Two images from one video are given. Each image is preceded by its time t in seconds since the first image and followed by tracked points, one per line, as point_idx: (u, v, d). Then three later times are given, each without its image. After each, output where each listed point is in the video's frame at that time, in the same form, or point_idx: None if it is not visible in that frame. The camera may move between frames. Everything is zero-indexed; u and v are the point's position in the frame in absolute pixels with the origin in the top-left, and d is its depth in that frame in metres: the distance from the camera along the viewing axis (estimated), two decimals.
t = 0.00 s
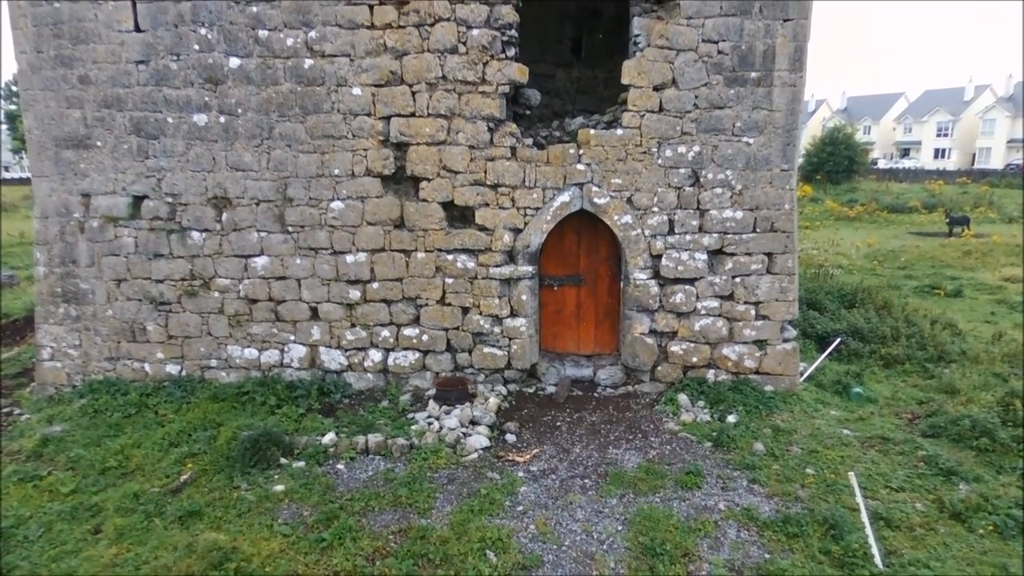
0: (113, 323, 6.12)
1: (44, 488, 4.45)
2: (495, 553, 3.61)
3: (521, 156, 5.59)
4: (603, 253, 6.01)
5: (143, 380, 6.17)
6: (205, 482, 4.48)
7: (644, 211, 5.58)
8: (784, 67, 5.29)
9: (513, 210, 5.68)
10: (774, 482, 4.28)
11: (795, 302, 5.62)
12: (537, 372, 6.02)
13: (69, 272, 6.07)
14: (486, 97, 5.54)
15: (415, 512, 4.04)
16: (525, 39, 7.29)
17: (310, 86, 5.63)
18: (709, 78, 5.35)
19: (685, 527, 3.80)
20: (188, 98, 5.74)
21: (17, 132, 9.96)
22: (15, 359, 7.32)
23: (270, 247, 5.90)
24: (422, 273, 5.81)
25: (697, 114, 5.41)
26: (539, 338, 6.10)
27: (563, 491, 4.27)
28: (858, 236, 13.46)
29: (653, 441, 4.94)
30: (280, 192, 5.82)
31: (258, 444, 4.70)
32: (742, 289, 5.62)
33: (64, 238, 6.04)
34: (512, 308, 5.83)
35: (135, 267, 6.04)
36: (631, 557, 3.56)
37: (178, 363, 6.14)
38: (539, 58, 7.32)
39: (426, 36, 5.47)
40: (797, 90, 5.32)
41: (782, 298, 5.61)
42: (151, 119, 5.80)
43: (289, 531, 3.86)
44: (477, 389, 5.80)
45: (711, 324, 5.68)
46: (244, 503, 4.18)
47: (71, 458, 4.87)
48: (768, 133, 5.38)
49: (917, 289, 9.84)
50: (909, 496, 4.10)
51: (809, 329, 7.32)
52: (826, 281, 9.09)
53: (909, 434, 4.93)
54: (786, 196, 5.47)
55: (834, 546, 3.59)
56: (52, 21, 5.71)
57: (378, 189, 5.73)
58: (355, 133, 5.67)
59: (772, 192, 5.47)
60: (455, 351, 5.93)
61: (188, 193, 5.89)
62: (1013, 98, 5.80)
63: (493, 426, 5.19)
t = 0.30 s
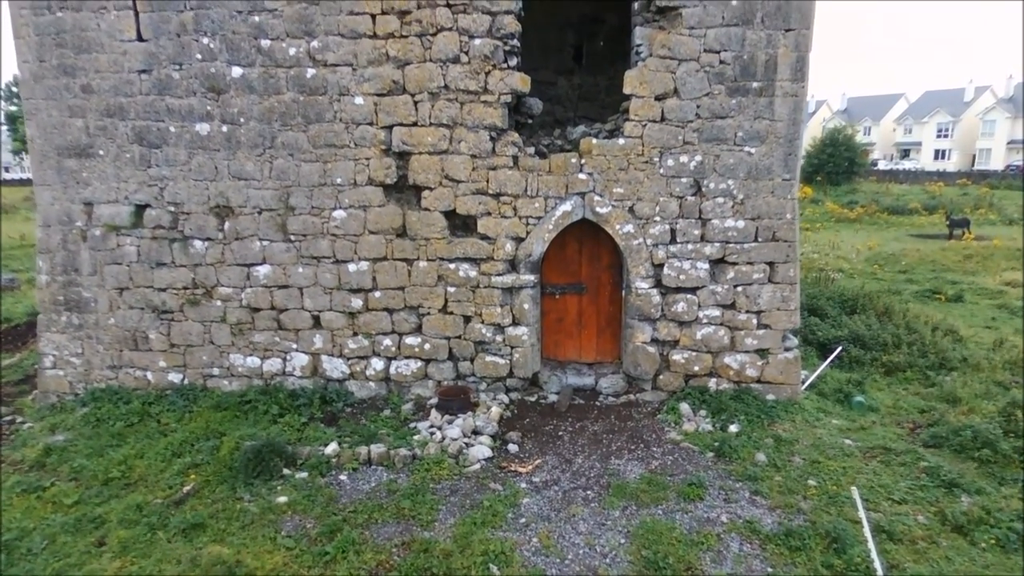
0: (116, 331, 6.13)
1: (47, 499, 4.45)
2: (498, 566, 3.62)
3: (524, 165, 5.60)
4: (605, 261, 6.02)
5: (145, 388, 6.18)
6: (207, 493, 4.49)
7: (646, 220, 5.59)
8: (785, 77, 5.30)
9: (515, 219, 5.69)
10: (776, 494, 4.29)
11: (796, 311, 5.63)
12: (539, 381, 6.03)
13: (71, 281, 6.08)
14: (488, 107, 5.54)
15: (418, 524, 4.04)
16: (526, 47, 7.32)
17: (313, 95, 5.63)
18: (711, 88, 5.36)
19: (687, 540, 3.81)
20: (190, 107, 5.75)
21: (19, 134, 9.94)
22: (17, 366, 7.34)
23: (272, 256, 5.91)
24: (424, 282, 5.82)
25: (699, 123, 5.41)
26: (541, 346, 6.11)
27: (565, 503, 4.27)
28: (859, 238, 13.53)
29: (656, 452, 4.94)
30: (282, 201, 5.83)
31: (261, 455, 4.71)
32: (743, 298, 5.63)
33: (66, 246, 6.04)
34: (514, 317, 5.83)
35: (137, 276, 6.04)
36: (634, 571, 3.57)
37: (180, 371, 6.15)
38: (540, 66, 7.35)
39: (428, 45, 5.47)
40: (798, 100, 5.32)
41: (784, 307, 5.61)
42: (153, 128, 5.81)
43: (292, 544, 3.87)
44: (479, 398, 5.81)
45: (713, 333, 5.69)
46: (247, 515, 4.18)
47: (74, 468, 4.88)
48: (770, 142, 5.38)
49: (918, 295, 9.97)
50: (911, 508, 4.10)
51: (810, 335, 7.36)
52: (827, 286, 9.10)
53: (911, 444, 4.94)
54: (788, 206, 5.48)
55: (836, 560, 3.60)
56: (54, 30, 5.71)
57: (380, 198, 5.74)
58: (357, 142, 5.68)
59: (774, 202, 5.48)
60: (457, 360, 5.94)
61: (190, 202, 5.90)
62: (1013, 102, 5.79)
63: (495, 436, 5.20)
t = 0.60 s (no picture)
0: (118, 340, 6.13)
1: (51, 511, 4.46)
2: None
3: (526, 175, 5.61)
4: (607, 270, 6.04)
5: (148, 397, 6.18)
6: (211, 505, 4.50)
7: (648, 230, 5.59)
8: (788, 87, 5.30)
9: (518, 229, 5.69)
10: (779, 506, 4.30)
11: (798, 320, 5.63)
12: (542, 390, 6.04)
13: (74, 290, 6.09)
14: (490, 116, 5.55)
15: (421, 537, 4.05)
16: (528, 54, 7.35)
17: (315, 105, 5.64)
18: (713, 98, 5.36)
19: (691, 553, 3.81)
20: (193, 116, 5.75)
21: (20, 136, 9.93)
22: (19, 372, 7.34)
23: (274, 265, 5.91)
24: (426, 291, 5.82)
25: (702, 133, 5.41)
26: (543, 355, 6.13)
27: (568, 515, 4.27)
28: (859, 240, 13.51)
29: (658, 462, 4.94)
30: (285, 210, 5.84)
31: (264, 466, 4.71)
32: (746, 307, 5.63)
33: (69, 255, 6.05)
34: (516, 326, 5.84)
35: (140, 285, 6.05)
36: None
37: (182, 380, 6.15)
38: (542, 73, 7.36)
39: (431, 55, 5.48)
40: (801, 110, 5.33)
41: (786, 317, 5.62)
42: (156, 138, 5.81)
43: (295, 557, 3.87)
44: (481, 407, 5.82)
45: (715, 342, 5.70)
46: (250, 528, 4.18)
47: (77, 479, 4.89)
48: (772, 152, 5.39)
49: (919, 299, 9.88)
50: (914, 521, 4.11)
51: (812, 342, 7.36)
52: (829, 292, 9.10)
53: (913, 454, 4.95)
54: (790, 215, 5.48)
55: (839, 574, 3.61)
56: (57, 40, 5.72)
57: (382, 208, 5.74)
58: (359, 151, 5.68)
59: (776, 212, 5.48)
60: (460, 369, 5.94)
61: (193, 211, 5.90)
62: (1014, 107, 5.78)
63: (498, 446, 5.20)
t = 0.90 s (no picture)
0: (120, 349, 6.14)
1: (54, 524, 4.46)
2: None
3: (528, 185, 5.61)
4: (608, 279, 6.05)
5: (150, 407, 6.19)
6: (214, 517, 4.51)
7: (650, 240, 5.60)
8: (789, 99, 5.31)
9: (519, 239, 5.69)
10: (781, 519, 4.30)
11: (800, 331, 5.64)
12: (543, 399, 6.04)
13: (76, 299, 6.09)
14: (492, 127, 5.55)
15: (424, 551, 4.06)
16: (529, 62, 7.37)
17: (317, 115, 5.64)
18: (715, 109, 5.37)
19: (693, 568, 3.82)
20: (195, 127, 5.75)
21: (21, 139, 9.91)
22: (21, 380, 7.34)
23: (276, 275, 5.92)
24: (428, 301, 5.83)
25: (703, 144, 5.42)
26: (544, 364, 6.13)
27: (571, 529, 4.28)
28: (860, 243, 13.53)
29: (660, 474, 4.95)
30: (287, 220, 5.84)
31: (267, 478, 4.72)
32: (747, 318, 5.64)
33: (70, 265, 6.05)
34: (518, 336, 5.84)
35: (142, 294, 6.05)
36: None
37: (184, 390, 6.16)
38: (543, 82, 7.38)
39: (433, 66, 5.48)
40: (802, 121, 5.33)
41: (788, 327, 5.62)
42: (158, 148, 5.82)
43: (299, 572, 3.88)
44: (483, 417, 5.83)
45: (716, 352, 5.70)
46: (254, 542, 4.19)
47: (80, 491, 4.89)
48: (774, 163, 5.39)
49: (919, 305, 9.93)
50: (916, 535, 4.12)
51: (813, 351, 7.37)
52: (830, 298, 9.10)
53: (915, 466, 4.96)
54: (792, 226, 5.48)
55: None
56: (59, 50, 5.72)
57: (384, 218, 5.75)
58: (361, 162, 5.69)
59: (778, 222, 5.48)
60: (462, 379, 5.95)
61: (195, 221, 5.91)
62: (1012, 106, 5.76)
63: (500, 457, 5.21)
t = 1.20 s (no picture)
0: (123, 359, 6.14)
1: (57, 536, 4.47)
2: None
3: (529, 196, 5.62)
4: (610, 289, 6.06)
5: (152, 416, 6.20)
6: (217, 530, 4.52)
7: (651, 250, 5.61)
8: (790, 110, 5.32)
9: (521, 249, 5.70)
10: (783, 532, 4.31)
11: (801, 341, 5.65)
12: (545, 409, 6.05)
13: (78, 308, 6.10)
14: (494, 138, 5.56)
15: (426, 565, 4.07)
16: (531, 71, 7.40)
17: (319, 126, 5.65)
18: (717, 120, 5.38)
19: None
20: (197, 137, 5.76)
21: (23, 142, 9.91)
22: (22, 388, 7.35)
23: (278, 285, 5.93)
24: (430, 311, 5.84)
25: (705, 155, 5.43)
26: (546, 373, 6.14)
27: (573, 542, 4.29)
28: (861, 246, 13.53)
29: (662, 485, 4.96)
30: (289, 230, 5.85)
31: (270, 490, 4.73)
32: (749, 328, 5.65)
33: (73, 274, 6.06)
34: (520, 346, 5.85)
35: (144, 304, 6.06)
36: None
37: (186, 400, 6.17)
38: (545, 90, 7.41)
39: (435, 77, 5.49)
40: (804, 132, 5.34)
41: (789, 337, 5.63)
42: (160, 158, 5.83)
43: None
44: (485, 427, 5.83)
45: (718, 362, 5.71)
46: (257, 555, 4.20)
47: (83, 502, 4.90)
48: (775, 174, 5.40)
49: (920, 312, 9.99)
50: (917, 549, 4.13)
51: (814, 358, 7.38)
52: (831, 304, 9.11)
53: (916, 478, 4.97)
54: (793, 237, 5.48)
55: None
56: (62, 61, 5.73)
57: (386, 228, 5.76)
58: (363, 172, 5.69)
59: (779, 233, 5.49)
60: (463, 389, 5.96)
61: (197, 231, 5.91)
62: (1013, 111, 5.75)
63: (502, 468, 5.22)
